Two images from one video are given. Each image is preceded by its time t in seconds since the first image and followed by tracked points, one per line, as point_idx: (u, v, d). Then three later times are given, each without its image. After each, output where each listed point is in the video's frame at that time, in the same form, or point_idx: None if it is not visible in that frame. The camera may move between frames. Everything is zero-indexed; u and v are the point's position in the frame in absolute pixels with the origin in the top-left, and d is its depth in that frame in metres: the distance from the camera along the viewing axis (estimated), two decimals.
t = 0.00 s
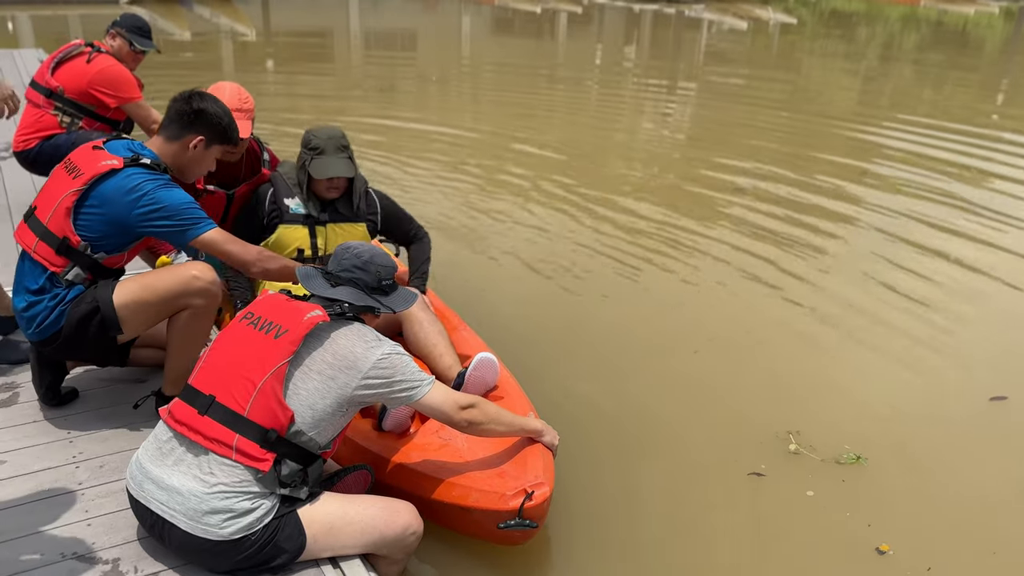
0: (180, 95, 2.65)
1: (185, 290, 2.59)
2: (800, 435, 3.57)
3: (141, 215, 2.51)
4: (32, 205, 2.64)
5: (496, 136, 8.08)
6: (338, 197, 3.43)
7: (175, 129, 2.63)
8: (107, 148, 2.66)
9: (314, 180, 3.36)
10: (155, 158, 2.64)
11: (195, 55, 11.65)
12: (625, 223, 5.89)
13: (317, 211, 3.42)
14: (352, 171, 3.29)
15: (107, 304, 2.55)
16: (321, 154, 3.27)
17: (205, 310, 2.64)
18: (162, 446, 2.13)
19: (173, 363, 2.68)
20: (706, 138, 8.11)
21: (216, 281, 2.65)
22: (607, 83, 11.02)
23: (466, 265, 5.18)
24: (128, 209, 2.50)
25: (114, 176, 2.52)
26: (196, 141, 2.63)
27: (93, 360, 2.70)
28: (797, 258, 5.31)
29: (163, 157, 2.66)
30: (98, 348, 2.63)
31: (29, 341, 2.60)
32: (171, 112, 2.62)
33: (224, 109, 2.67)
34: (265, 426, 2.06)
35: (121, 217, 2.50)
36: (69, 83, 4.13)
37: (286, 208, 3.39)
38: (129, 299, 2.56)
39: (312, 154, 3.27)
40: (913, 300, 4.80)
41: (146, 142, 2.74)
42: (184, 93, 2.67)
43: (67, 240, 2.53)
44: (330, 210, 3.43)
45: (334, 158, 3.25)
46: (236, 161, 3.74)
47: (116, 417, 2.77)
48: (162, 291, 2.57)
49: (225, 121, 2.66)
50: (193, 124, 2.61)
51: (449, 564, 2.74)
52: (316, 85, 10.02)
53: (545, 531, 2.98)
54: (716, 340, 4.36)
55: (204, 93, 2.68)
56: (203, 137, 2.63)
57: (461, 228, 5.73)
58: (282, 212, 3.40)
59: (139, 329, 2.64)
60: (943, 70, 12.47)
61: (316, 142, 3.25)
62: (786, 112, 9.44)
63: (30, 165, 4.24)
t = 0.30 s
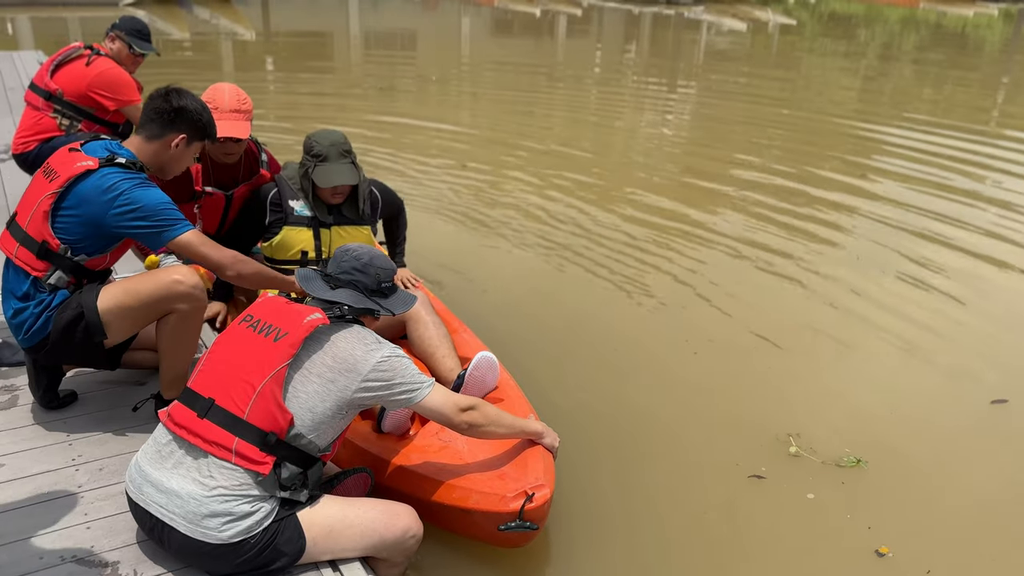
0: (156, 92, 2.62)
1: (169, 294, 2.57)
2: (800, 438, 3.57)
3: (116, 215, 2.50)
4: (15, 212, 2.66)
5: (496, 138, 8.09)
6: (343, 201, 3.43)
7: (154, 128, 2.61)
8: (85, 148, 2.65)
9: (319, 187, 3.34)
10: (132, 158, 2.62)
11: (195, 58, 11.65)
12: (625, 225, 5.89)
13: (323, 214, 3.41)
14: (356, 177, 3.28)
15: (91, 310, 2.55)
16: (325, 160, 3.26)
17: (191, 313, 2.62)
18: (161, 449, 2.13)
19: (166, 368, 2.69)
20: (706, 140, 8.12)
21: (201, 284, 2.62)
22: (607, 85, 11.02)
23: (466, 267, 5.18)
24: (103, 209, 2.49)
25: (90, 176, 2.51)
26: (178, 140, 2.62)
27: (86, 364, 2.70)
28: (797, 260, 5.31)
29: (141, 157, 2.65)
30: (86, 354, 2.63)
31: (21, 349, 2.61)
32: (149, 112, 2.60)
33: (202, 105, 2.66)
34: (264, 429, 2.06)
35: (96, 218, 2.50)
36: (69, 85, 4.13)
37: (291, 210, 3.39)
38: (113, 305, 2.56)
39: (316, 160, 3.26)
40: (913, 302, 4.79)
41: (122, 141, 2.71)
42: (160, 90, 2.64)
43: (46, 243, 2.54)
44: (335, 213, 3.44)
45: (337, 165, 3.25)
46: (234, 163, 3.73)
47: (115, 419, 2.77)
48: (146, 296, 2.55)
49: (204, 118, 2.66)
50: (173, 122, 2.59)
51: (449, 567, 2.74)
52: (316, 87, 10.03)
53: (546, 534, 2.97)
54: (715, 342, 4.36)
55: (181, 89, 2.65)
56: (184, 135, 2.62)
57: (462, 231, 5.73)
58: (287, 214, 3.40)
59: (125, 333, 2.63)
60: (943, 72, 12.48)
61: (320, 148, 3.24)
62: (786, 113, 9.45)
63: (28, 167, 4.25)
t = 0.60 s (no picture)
0: (152, 96, 2.63)
1: (162, 296, 2.56)
2: (799, 440, 3.57)
3: (116, 222, 2.52)
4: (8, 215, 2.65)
5: (495, 139, 8.08)
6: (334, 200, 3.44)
7: (151, 133, 2.63)
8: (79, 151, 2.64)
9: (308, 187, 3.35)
10: (129, 163, 2.63)
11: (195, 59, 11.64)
12: (624, 227, 5.89)
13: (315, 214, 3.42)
14: (346, 173, 3.30)
15: (86, 312, 2.55)
16: (312, 160, 3.26)
17: (185, 315, 2.62)
18: (158, 450, 2.12)
19: (163, 370, 2.69)
20: (705, 142, 8.11)
21: (195, 285, 2.61)
22: (606, 86, 11.02)
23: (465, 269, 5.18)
24: (102, 215, 2.50)
25: (89, 181, 2.52)
26: (175, 145, 2.64)
27: (83, 366, 2.70)
28: (796, 262, 5.31)
29: (137, 161, 2.66)
30: (83, 356, 2.62)
31: (18, 352, 2.62)
32: (146, 116, 2.61)
33: (198, 109, 2.67)
34: (261, 431, 2.06)
35: (93, 224, 2.51)
36: (68, 88, 4.14)
37: (283, 213, 3.37)
38: (108, 306, 2.55)
39: (303, 160, 3.27)
40: (911, 304, 4.80)
41: (118, 144, 2.73)
42: (156, 94, 2.65)
43: (41, 247, 2.53)
44: (328, 213, 3.45)
45: (324, 162, 3.25)
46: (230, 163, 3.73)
47: (113, 421, 2.77)
48: (140, 297, 2.55)
49: (200, 123, 2.67)
50: (170, 127, 2.61)
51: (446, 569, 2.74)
52: (315, 89, 10.02)
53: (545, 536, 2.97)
54: (714, 344, 4.36)
55: (178, 93, 2.66)
56: (181, 140, 2.64)
57: (461, 232, 5.73)
58: (278, 217, 3.38)
59: (121, 335, 2.63)
60: (942, 75, 12.48)
61: (305, 148, 3.24)
62: (785, 115, 9.45)
63: (27, 169, 4.26)
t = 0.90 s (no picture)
0: (163, 108, 2.63)
1: (162, 297, 2.56)
2: (798, 442, 3.56)
3: (128, 237, 2.54)
4: (12, 218, 2.64)
5: (494, 140, 8.09)
6: (320, 192, 3.44)
7: (160, 145, 2.62)
8: (88, 159, 2.64)
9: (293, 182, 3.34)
10: (139, 175, 2.64)
11: (194, 61, 11.64)
12: (623, 228, 5.89)
13: (303, 211, 3.40)
14: (329, 164, 3.31)
15: (86, 314, 2.55)
16: (293, 155, 3.26)
17: (185, 316, 2.62)
18: (156, 453, 2.12)
19: (161, 372, 2.68)
20: (704, 143, 8.11)
21: (194, 286, 2.61)
22: (605, 87, 11.03)
23: (464, 270, 5.18)
24: (115, 229, 2.52)
25: (102, 193, 2.52)
26: (184, 158, 2.63)
27: (84, 367, 2.70)
28: (794, 264, 5.31)
29: (146, 173, 2.67)
30: (83, 357, 2.62)
31: (19, 355, 2.61)
32: (156, 128, 2.61)
33: (209, 122, 2.66)
34: (260, 434, 2.06)
35: (105, 236, 2.52)
36: (67, 90, 4.13)
37: (272, 214, 3.36)
38: (108, 308, 2.55)
39: (284, 156, 3.26)
40: (910, 306, 4.79)
41: (128, 153, 2.73)
42: (167, 106, 2.65)
43: (49, 252, 2.53)
44: (315, 207, 3.44)
45: (307, 155, 3.26)
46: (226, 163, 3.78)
47: (112, 423, 2.77)
48: (139, 299, 2.55)
49: (210, 135, 2.66)
50: (180, 141, 2.60)
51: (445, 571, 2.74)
52: (315, 90, 10.03)
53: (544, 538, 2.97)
54: (714, 346, 4.36)
55: (188, 105, 2.65)
56: (190, 153, 2.63)
57: (460, 233, 5.73)
58: (267, 219, 3.36)
59: (121, 337, 2.63)
60: (941, 76, 12.49)
61: (285, 143, 3.23)
62: (784, 116, 9.46)
63: (26, 172, 4.26)
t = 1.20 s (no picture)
0: (161, 112, 2.63)
1: (162, 300, 2.56)
2: (798, 443, 3.56)
3: (126, 241, 2.53)
4: (13, 220, 2.64)
5: (494, 141, 8.10)
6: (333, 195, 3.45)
7: (159, 149, 2.62)
8: (88, 163, 2.64)
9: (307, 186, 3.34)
10: (139, 179, 2.64)
11: (193, 61, 11.67)
12: (623, 229, 5.89)
13: (315, 213, 3.40)
14: (344, 168, 3.32)
15: (87, 317, 2.55)
16: (309, 160, 3.27)
17: (185, 318, 2.62)
18: (157, 454, 2.12)
19: (161, 374, 2.68)
20: (703, 143, 8.12)
21: (195, 288, 2.62)
22: (605, 88, 11.04)
23: (463, 271, 5.18)
24: (113, 233, 2.52)
25: (101, 197, 2.52)
26: (183, 161, 2.64)
27: (85, 370, 2.70)
28: (794, 264, 5.31)
29: (145, 177, 2.67)
30: (83, 360, 2.63)
31: (20, 357, 2.62)
32: (154, 132, 2.61)
33: (207, 125, 2.66)
34: (261, 437, 2.06)
35: (103, 240, 2.52)
36: (66, 90, 4.13)
37: (285, 216, 3.36)
38: (109, 311, 2.56)
39: (299, 162, 3.26)
40: (911, 307, 4.80)
41: (127, 157, 2.73)
42: (165, 110, 2.65)
43: (49, 255, 2.53)
44: (328, 210, 3.44)
45: (324, 161, 3.27)
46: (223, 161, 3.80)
47: (112, 425, 2.77)
48: (140, 301, 2.55)
49: (210, 139, 2.67)
50: (179, 144, 2.61)
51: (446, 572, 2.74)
52: (314, 91, 10.05)
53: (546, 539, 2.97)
54: (714, 346, 4.36)
55: (186, 109, 2.65)
56: (190, 156, 2.64)
57: (459, 233, 5.74)
58: (280, 222, 3.36)
59: (121, 340, 2.63)
60: (940, 77, 12.51)
61: (300, 149, 3.24)
62: (782, 116, 9.48)
63: (26, 172, 4.27)
